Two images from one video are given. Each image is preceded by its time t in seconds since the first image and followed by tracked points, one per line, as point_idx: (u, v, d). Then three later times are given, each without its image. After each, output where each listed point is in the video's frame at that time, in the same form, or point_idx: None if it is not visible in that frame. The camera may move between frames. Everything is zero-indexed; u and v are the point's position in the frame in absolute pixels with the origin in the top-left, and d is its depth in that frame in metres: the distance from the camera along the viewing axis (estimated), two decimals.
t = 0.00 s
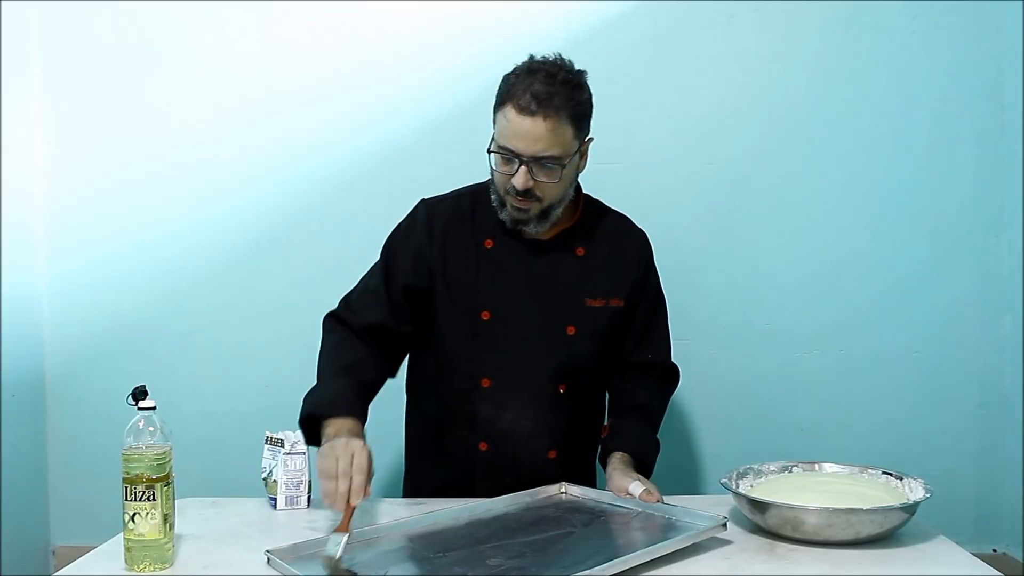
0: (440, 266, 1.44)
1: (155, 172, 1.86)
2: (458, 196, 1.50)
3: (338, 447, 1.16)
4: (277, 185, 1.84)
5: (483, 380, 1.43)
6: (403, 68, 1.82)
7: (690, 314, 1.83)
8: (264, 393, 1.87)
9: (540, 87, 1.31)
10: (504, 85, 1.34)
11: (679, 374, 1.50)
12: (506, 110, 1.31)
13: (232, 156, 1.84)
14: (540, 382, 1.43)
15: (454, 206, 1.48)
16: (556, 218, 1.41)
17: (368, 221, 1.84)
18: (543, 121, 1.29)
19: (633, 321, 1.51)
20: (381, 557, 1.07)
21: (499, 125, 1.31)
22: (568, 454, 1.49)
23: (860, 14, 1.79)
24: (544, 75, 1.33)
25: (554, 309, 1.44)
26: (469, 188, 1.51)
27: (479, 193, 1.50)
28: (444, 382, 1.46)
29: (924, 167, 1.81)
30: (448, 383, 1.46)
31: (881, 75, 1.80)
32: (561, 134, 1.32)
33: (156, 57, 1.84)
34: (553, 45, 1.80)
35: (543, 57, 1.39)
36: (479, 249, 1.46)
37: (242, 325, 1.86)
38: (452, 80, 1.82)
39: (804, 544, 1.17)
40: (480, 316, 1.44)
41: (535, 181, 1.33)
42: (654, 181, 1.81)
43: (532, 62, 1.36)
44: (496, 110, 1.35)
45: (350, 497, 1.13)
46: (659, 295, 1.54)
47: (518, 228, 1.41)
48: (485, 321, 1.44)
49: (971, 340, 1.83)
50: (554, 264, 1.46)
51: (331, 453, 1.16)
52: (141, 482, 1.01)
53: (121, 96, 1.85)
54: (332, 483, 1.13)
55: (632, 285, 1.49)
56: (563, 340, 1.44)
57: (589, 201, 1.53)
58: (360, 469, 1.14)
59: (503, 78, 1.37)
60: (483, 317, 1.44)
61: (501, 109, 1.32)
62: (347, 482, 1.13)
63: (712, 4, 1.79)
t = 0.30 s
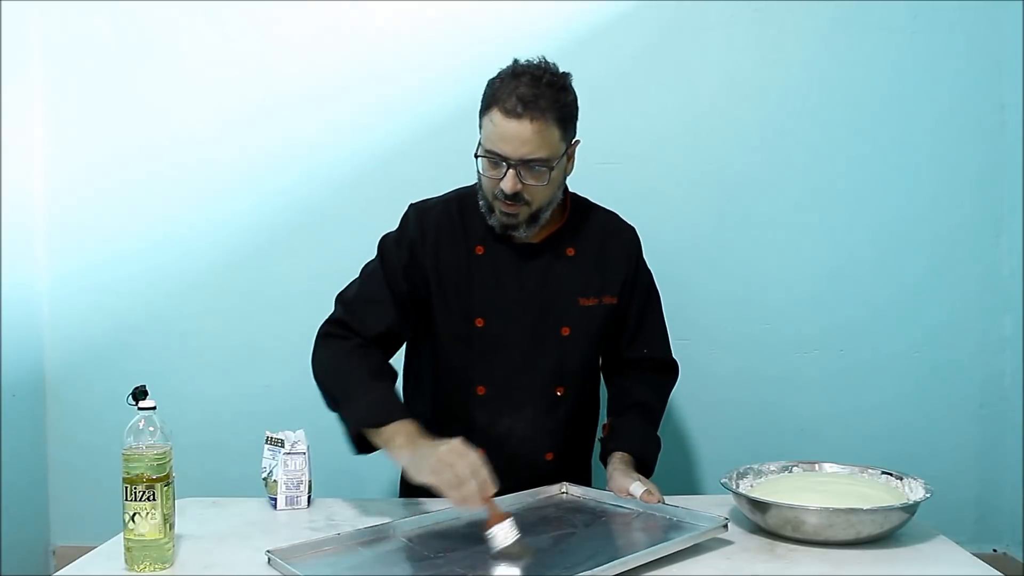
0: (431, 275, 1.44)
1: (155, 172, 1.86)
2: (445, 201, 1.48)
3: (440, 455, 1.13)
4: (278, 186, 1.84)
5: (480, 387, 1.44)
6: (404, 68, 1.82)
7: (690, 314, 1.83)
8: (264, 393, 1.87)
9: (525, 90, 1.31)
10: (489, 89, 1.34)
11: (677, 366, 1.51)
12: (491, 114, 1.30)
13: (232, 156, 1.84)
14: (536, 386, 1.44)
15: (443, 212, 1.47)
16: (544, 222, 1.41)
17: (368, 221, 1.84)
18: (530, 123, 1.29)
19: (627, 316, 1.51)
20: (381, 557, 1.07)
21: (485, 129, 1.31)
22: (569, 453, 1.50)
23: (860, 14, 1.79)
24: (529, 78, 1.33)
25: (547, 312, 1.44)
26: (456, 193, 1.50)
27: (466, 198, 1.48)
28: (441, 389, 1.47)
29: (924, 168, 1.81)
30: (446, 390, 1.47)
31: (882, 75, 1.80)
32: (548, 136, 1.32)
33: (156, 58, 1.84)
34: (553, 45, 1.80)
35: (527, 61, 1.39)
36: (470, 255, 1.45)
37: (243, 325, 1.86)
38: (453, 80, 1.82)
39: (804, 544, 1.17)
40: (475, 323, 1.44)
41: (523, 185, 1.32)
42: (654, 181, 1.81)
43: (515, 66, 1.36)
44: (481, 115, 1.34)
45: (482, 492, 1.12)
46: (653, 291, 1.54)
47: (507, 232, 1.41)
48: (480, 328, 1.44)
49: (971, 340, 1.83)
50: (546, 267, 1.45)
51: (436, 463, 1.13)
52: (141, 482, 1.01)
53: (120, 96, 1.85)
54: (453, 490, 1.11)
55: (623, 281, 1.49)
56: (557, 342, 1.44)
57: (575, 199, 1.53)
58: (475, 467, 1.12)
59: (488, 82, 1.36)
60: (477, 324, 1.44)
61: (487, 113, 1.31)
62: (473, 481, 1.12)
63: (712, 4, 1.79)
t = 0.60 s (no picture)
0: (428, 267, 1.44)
1: (155, 173, 1.85)
2: (446, 196, 1.49)
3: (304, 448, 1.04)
4: (278, 186, 1.84)
5: (474, 382, 1.44)
6: (404, 69, 1.82)
7: (690, 314, 1.83)
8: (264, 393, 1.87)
9: (530, 96, 1.30)
10: (494, 94, 1.33)
11: (670, 371, 1.50)
12: (495, 119, 1.30)
13: (232, 156, 1.84)
14: (528, 384, 1.43)
15: (443, 205, 1.48)
16: (544, 226, 1.41)
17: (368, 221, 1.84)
18: (535, 131, 1.28)
19: (622, 320, 1.51)
20: (381, 557, 1.07)
21: (489, 133, 1.31)
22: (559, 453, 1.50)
23: (860, 14, 1.79)
24: (535, 84, 1.32)
25: (543, 311, 1.44)
26: (458, 189, 1.51)
27: (467, 194, 1.49)
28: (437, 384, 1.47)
29: (923, 168, 1.81)
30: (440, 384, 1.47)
31: (881, 75, 1.80)
32: (552, 144, 1.31)
33: (156, 59, 1.84)
34: (553, 45, 1.80)
35: (533, 65, 1.38)
36: (469, 251, 1.46)
37: (243, 326, 1.86)
38: (453, 80, 1.82)
39: (804, 544, 1.17)
40: (470, 318, 1.44)
41: (525, 191, 1.32)
42: (655, 181, 1.81)
43: (521, 70, 1.36)
44: (485, 118, 1.34)
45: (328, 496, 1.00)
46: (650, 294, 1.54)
47: (506, 235, 1.41)
48: (475, 324, 1.44)
49: (971, 340, 1.83)
50: (544, 267, 1.45)
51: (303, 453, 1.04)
52: (141, 482, 1.01)
53: (120, 96, 1.85)
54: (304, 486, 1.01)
55: (620, 284, 1.49)
56: (551, 342, 1.44)
57: (575, 201, 1.53)
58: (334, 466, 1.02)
59: (493, 85, 1.36)
60: (474, 319, 1.44)
61: (491, 118, 1.31)
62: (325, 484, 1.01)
63: (712, 4, 1.79)
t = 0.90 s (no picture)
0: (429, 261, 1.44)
1: (155, 173, 1.85)
2: (450, 191, 1.49)
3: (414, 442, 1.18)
4: (278, 186, 1.84)
5: (472, 377, 1.44)
6: (404, 69, 1.82)
7: (690, 314, 1.83)
8: (264, 393, 1.87)
9: (539, 87, 1.31)
10: (503, 84, 1.33)
11: (672, 375, 1.50)
12: (504, 109, 1.30)
13: (232, 156, 1.84)
14: (528, 379, 1.43)
15: (447, 201, 1.48)
16: (550, 219, 1.41)
17: (368, 222, 1.84)
18: (543, 121, 1.29)
19: (626, 323, 1.51)
20: (381, 559, 1.07)
21: (497, 122, 1.31)
22: (554, 453, 1.50)
23: (860, 14, 1.79)
24: (544, 75, 1.32)
25: (545, 309, 1.44)
26: (463, 184, 1.51)
27: (472, 189, 1.49)
28: (434, 378, 1.46)
29: (924, 168, 1.81)
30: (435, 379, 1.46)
31: (881, 75, 1.80)
32: (560, 134, 1.32)
33: (157, 59, 1.84)
34: (553, 45, 1.80)
35: (543, 58, 1.39)
36: (472, 245, 1.45)
37: (243, 326, 1.86)
38: (453, 80, 1.81)
39: (804, 544, 1.17)
40: (471, 313, 1.44)
41: (531, 181, 1.33)
42: (655, 181, 1.81)
43: (532, 62, 1.36)
44: (494, 108, 1.34)
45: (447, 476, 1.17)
46: (653, 297, 1.54)
47: (511, 227, 1.41)
48: (476, 318, 1.43)
49: (971, 340, 1.83)
50: (548, 263, 1.46)
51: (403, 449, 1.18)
52: (141, 482, 1.01)
53: (120, 96, 1.85)
54: (422, 477, 1.16)
55: (624, 286, 1.49)
56: (553, 340, 1.44)
57: (582, 202, 1.53)
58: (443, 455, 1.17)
59: (503, 76, 1.36)
60: (474, 314, 1.43)
61: (500, 107, 1.31)
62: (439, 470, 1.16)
63: (712, 4, 1.79)
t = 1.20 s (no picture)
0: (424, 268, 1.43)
1: (155, 173, 1.85)
2: (440, 196, 1.48)
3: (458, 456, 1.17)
4: (278, 186, 1.84)
5: (473, 380, 1.44)
6: (403, 69, 1.82)
7: (690, 314, 1.83)
8: (264, 393, 1.87)
9: (523, 85, 1.30)
10: (486, 85, 1.33)
11: (666, 368, 1.51)
12: (489, 110, 1.30)
13: (232, 156, 1.84)
14: (528, 380, 1.43)
15: (437, 207, 1.46)
16: (541, 217, 1.41)
17: (368, 222, 1.84)
18: (529, 118, 1.28)
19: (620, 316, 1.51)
20: (381, 558, 1.07)
21: (483, 123, 1.31)
22: (557, 451, 1.50)
23: (860, 14, 1.79)
24: (526, 73, 1.32)
25: (542, 308, 1.44)
26: (452, 188, 1.50)
27: (462, 194, 1.48)
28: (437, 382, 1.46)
29: (923, 168, 1.81)
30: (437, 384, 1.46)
31: (881, 75, 1.80)
32: (547, 131, 1.31)
33: (157, 59, 1.84)
34: (553, 45, 1.80)
35: (524, 57, 1.39)
36: (467, 250, 1.45)
37: (243, 325, 1.86)
38: (453, 80, 1.81)
39: (804, 544, 1.17)
40: (469, 317, 1.43)
41: (521, 180, 1.32)
42: (655, 181, 1.81)
43: (513, 61, 1.36)
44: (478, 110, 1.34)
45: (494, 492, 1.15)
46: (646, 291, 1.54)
47: (503, 228, 1.41)
48: (474, 322, 1.43)
49: (971, 340, 1.83)
50: (542, 262, 1.46)
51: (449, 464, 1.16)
52: (141, 482, 1.01)
53: (120, 97, 1.85)
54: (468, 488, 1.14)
55: (616, 280, 1.49)
56: (551, 338, 1.44)
57: (569, 197, 1.53)
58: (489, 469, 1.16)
59: (485, 77, 1.36)
60: (472, 318, 1.43)
61: (484, 108, 1.31)
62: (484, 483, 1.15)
63: (712, 4, 1.79)
